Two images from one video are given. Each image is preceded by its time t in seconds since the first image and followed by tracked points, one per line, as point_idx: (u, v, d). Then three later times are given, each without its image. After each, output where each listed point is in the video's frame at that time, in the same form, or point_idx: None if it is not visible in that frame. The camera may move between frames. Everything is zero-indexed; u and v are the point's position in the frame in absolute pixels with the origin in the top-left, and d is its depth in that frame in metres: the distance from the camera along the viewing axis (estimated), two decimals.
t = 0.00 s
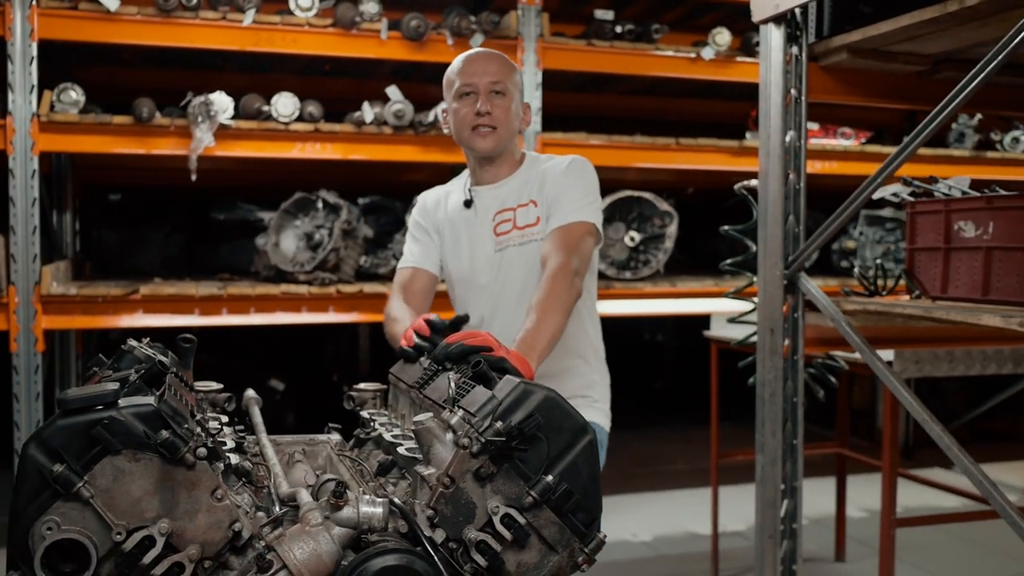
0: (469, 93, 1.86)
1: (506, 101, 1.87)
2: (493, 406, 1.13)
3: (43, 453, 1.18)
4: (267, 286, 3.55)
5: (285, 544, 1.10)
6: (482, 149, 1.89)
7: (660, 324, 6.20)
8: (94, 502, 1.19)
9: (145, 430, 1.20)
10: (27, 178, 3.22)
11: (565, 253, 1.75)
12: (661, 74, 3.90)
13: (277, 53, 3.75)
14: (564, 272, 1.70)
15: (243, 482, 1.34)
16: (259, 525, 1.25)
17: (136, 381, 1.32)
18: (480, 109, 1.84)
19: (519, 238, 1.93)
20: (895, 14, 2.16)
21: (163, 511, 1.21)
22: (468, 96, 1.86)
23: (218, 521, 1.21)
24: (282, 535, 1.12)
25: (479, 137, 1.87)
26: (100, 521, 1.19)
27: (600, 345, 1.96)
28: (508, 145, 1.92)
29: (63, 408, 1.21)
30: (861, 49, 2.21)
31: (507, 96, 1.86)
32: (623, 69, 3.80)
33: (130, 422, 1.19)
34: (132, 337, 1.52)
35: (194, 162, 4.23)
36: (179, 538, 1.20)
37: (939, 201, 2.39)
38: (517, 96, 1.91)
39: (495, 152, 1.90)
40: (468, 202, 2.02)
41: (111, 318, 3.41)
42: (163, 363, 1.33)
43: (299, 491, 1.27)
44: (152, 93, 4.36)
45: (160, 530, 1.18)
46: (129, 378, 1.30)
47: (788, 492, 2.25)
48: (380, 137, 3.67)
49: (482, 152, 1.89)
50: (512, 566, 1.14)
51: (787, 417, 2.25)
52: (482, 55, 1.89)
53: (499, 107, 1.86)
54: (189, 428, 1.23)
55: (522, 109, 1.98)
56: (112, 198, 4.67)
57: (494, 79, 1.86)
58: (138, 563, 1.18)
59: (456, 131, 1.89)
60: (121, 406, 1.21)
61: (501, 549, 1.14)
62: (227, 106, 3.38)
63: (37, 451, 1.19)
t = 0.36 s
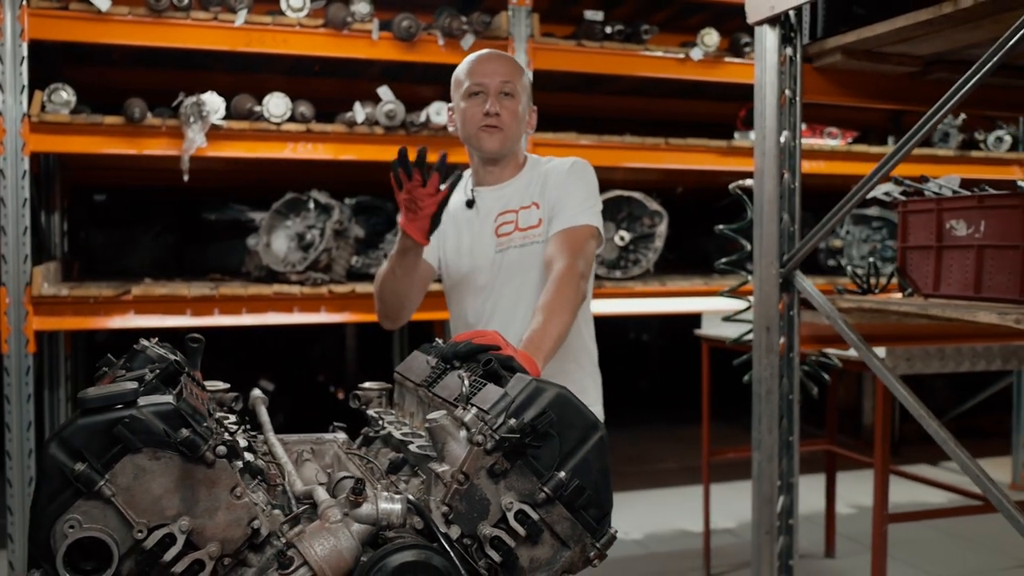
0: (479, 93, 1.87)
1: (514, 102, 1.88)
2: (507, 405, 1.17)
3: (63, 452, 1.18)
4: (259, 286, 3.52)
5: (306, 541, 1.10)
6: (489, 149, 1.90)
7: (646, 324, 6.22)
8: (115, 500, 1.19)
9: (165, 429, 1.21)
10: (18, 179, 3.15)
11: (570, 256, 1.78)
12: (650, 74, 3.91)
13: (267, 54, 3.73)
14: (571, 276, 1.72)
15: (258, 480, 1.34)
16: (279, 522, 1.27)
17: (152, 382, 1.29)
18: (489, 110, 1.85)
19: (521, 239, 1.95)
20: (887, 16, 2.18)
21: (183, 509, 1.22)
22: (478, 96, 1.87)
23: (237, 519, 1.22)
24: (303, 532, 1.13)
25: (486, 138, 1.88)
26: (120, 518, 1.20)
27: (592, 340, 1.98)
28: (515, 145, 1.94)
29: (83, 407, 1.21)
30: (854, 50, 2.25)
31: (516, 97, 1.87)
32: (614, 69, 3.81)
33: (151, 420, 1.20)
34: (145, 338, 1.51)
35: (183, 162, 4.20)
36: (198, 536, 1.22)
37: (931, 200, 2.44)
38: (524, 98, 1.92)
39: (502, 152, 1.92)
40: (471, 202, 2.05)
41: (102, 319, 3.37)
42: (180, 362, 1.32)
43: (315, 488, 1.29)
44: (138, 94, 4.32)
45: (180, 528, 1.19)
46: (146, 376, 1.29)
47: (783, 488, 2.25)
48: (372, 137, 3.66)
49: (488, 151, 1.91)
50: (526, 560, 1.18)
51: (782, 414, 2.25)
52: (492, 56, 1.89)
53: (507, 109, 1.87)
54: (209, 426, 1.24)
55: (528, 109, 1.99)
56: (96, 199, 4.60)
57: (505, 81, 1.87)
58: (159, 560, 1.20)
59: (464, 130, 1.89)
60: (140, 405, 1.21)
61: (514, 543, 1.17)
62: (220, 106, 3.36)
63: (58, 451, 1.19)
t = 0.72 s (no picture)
0: (491, 104, 1.88)
1: (526, 111, 1.89)
2: (533, 403, 1.24)
3: (101, 449, 1.22)
4: (266, 287, 3.49)
5: (340, 537, 1.15)
6: (503, 162, 1.92)
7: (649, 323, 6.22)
8: (151, 497, 1.22)
9: (200, 427, 1.24)
10: (28, 181, 3.16)
11: (592, 258, 1.84)
12: (654, 75, 3.91)
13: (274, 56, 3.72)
14: (593, 277, 1.80)
15: (287, 478, 1.35)
16: (310, 519, 1.29)
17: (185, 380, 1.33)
18: (501, 122, 1.86)
19: (538, 242, 1.98)
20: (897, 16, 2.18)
21: (217, 506, 1.25)
22: (490, 107, 1.87)
23: (270, 516, 1.26)
24: (336, 528, 1.18)
25: (500, 150, 1.90)
26: (157, 515, 1.23)
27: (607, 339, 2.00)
28: (529, 155, 1.95)
29: (120, 406, 1.25)
30: (864, 50, 2.25)
31: (527, 107, 1.88)
32: (619, 70, 3.80)
33: (186, 419, 1.24)
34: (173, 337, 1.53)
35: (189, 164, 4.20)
36: (233, 533, 1.25)
37: (941, 199, 2.44)
38: (536, 104, 1.93)
39: (516, 164, 1.94)
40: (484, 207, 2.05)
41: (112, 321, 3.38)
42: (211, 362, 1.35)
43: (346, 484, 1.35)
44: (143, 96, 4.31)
45: (215, 524, 1.23)
46: (178, 376, 1.32)
47: (796, 486, 2.21)
48: (378, 139, 3.64)
49: (503, 164, 1.93)
50: (552, 556, 1.25)
51: (794, 413, 2.20)
52: (501, 63, 1.89)
53: (520, 119, 1.88)
54: (242, 425, 1.27)
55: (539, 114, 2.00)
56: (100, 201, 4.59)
57: (516, 90, 1.87)
58: (195, 556, 1.23)
59: (478, 142, 1.91)
60: (175, 404, 1.25)
61: (540, 538, 1.24)
62: (227, 109, 3.34)
63: (97, 449, 1.22)
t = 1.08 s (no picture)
0: (502, 117, 1.88)
1: (537, 123, 1.89)
2: (553, 401, 1.27)
3: (128, 447, 1.24)
4: (276, 288, 3.49)
5: (364, 533, 1.19)
6: (517, 175, 1.94)
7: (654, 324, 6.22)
8: (177, 494, 1.25)
9: (225, 425, 1.26)
10: (38, 182, 3.16)
11: (611, 260, 1.85)
12: (661, 75, 3.91)
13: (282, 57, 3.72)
14: (612, 279, 1.82)
15: (309, 476, 1.35)
16: (332, 516, 1.30)
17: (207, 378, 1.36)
18: (513, 138, 1.87)
19: (555, 245, 2.00)
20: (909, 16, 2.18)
21: (242, 503, 1.28)
22: (501, 121, 1.88)
23: (294, 513, 1.28)
24: (360, 525, 1.21)
25: (513, 165, 1.92)
26: (183, 513, 1.25)
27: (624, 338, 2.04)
28: (542, 164, 1.97)
29: (145, 404, 1.27)
30: (874, 50, 2.25)
31: (538, 119, 1.88)
32: (627, 70, 3.81)
33: (212, 417, 1.26)
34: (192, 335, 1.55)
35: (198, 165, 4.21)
36: (258, 529, 1.28)
37: (951, 198, 2.43)
38: (547, 112, 1.92)
39: (530, 176, 1.96)
40: (499, 211, 2.07)
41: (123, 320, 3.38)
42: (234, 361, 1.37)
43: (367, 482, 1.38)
44: (151, 97, 4.31)
45: (241, 522, 1.25)
46: (201, 374, 1.35)
47: (806, 484, 2.20)
48: (386, 140, 3.65)
49: (516, 176, 1.95)
50: (571, 553, 1.27)
51: (804, 411, 2.19)
52: (510, 73, 1.87)
53: (531, 132, 1.89)
54: (267, 422, 1.29)
55: (551, 118, 2.00)
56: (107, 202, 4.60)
57: (526, 102, 1.87)
58: (220, 553, 1.25)
59: (491, 156, 1.93)
60: (200, 402, 1.27)
61: (560, 534, 1.26)
62: (237, 110, 3.35)
63: (123, 447, 1.24)
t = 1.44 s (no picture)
0: (515, 116, 1.90)
1: (549, 124, 1.91)
2: (564, 398, 1.30)
3: (144, 445, 1.25)
4: (279, 288, 3.49)
5: (379, 529, 1.20)
6: (529, 176, 1.95)
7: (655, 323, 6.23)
8: (193, 492, 1.26)
9: (238, 422, 1.28)
10: (41, 182, 3.15)
11: (625, 272, 1.89)
12: (662, 74, 3.91)
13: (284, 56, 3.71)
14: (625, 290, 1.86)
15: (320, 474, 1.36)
16: (345, 513, 1.32)
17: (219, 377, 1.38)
18: (525, 138, 1.88)
19: (567, 252, 2.02)
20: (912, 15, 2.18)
21: (256, 500, 1.29)
22: (514, 120, 1.90)
23: (307, 510, 1.30)
24: (374, 522, 1.23)
25: (525, 165, 1.93)
26: (198, 510, 1.27)
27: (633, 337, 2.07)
28: (553, 166, 1.97)
29: (160, 402, 1.29)
30: (878, 50, 2.26)
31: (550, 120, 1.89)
32: (628, 69, 3.81)
33: (226, 414, 1.28)
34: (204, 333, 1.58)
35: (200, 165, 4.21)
36: (271, 526, 1.29)
37: (954, 196, 2.44)
38: (560, 114, 1.94)
39: (541, 177, 1.96)
40: (512, 213, 2.07)
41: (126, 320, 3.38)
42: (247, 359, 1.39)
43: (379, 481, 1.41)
44: (153, 98, 4.31)
45: (255, 518, 1.27)
46: (215, 373, 1.37)
47: (810, 482, 2.18)
48: (388, 139, 3.64)
49: (528, 178, 1.95)
50: (582, 550, 1.31)
51: (809, 409, 2.16)
52: (524, 73, 1.90)
53: (543, 133, 1.90)
54: (280, 420, 1.31)
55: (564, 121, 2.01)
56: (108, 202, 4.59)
57: (539, 102, 1.89)
58: (235, 550, 1.27)
59: (503, 157, 1.94)
60: (214, 400, 1.29)
61: (571, 530, 1.29)
62: (240, 110, 3.35)
63: (138, 445, 1.26)
